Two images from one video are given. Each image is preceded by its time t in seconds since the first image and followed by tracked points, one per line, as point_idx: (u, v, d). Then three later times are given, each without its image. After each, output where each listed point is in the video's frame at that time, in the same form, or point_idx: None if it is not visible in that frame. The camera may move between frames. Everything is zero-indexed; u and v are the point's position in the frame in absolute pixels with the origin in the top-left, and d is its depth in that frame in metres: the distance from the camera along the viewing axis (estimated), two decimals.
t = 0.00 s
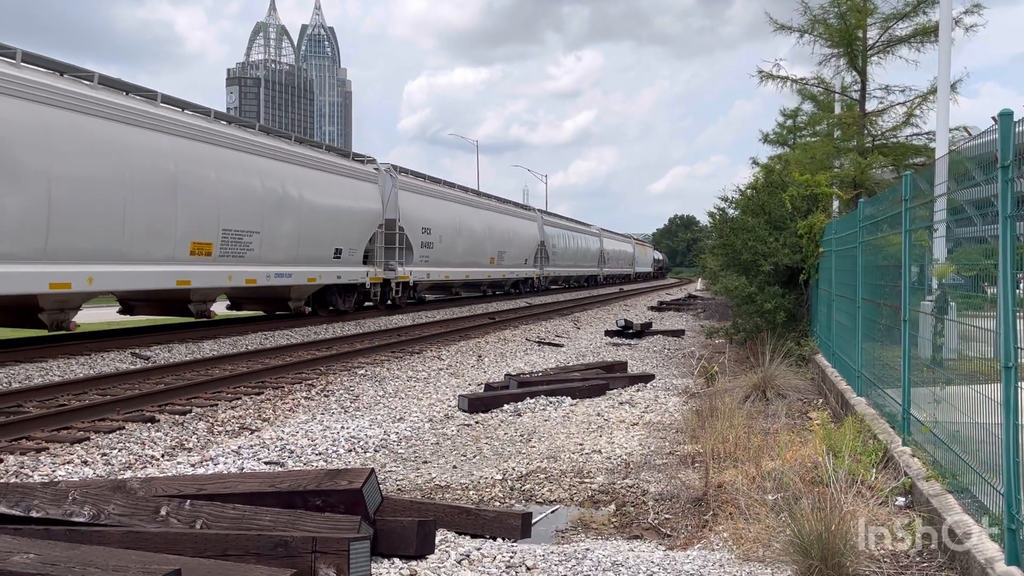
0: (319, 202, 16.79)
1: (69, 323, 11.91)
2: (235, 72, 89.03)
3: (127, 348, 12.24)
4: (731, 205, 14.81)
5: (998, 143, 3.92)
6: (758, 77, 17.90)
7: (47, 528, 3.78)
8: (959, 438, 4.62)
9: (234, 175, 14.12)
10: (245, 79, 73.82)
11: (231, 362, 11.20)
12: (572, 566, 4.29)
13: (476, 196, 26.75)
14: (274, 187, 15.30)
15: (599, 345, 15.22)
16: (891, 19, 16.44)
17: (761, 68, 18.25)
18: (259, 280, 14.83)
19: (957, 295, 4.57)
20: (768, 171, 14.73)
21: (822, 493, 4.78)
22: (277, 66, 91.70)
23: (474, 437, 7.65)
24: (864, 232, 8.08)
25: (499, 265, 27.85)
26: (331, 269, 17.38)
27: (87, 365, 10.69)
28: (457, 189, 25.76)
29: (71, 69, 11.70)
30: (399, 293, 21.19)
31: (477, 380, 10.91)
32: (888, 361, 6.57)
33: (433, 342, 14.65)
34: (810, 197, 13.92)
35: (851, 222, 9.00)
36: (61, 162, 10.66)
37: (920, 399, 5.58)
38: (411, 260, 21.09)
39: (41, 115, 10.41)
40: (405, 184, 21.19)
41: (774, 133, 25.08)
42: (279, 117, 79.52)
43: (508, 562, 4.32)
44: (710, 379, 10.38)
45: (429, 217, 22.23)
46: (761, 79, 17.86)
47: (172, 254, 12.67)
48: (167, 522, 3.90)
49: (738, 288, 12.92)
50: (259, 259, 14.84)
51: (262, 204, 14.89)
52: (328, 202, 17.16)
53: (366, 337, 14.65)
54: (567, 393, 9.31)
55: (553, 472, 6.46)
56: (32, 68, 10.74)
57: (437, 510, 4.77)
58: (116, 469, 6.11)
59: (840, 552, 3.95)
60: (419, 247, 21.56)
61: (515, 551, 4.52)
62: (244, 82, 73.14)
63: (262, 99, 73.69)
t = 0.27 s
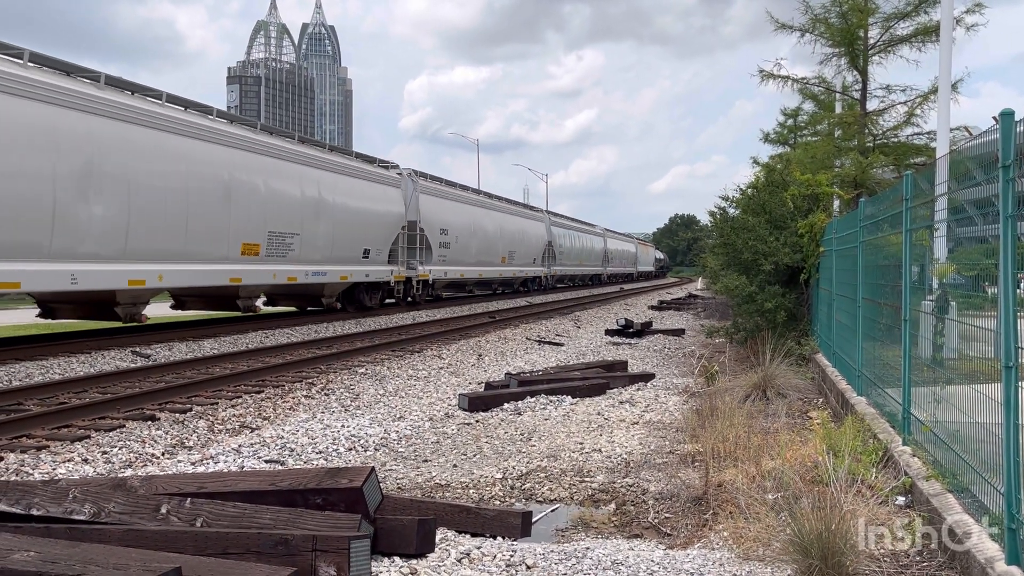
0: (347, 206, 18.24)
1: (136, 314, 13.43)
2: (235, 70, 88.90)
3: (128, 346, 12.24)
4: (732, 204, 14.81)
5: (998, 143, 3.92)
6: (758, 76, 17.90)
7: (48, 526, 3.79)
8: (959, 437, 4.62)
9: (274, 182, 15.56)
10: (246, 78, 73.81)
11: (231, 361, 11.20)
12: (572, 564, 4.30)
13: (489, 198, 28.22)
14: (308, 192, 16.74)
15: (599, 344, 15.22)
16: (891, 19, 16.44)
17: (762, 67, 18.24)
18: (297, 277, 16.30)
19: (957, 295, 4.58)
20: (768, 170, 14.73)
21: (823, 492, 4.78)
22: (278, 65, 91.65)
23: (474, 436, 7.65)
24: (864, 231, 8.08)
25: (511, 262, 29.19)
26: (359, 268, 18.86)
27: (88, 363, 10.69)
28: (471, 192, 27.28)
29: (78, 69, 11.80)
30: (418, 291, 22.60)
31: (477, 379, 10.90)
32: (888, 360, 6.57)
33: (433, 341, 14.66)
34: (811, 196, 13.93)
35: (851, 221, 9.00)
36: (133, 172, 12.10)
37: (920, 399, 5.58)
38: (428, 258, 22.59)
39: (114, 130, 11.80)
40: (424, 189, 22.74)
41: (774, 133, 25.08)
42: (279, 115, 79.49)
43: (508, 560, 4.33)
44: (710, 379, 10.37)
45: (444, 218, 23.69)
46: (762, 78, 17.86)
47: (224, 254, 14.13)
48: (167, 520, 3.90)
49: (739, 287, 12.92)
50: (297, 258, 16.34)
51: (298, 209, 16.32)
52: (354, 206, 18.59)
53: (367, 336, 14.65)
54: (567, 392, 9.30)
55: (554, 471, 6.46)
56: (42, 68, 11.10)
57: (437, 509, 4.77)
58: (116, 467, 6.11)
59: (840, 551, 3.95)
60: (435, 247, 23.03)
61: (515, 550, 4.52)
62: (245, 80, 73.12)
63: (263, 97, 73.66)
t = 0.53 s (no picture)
0: (377, 209, 19.37)
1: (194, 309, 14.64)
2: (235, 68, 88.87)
3: (127, 345, 12.24)
4: (731, 204, 14.81)
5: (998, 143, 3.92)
6: (758, 76, 17.91)
7: (47, 524, 3.79)
8: (958, 437, 4.62)
9: (314, 187, 16.71)
10: (246, 76, 73.79)
11: (230, 360, 11.20)
12: (570, 563, 4.30)
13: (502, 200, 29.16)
14: (344, 197, 17.88)
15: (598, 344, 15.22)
16: (891, 19, 16.44)
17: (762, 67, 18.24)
18: (333, 276, 17.46)
19: (956, 296, 4.57)
20: (768, 170, 14.73)
21: (822, 492, 4.78)
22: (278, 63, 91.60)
23: (474, 435, 7.65)
24: (864, 232, 8.09)
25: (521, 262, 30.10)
26: (385, 267, 19.86)
27: (87, 361, 10.69)
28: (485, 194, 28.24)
29: (83, 69, 11.86)
30: (436, 289, 23.53)
31: (477, 379, 10.90)
32: (887, 360, 6.58)
33: (432, 340, 14.67)
34: (810, 196, 13.94)
35: (851, 221, 9.00)
36: (197, 179, 13.33)
37: (919, 399, 5.59)
38: (445, 258, 23.54)
39: (182, 142, 13.07)
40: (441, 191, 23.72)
41: (774, 133, 25.09)
42: (279, 114, 79.46)
43: (507, 559, 4.33)
44: (709, 379, 10.37)
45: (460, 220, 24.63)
46: (762, 78, 17.87)
47: (270, 254, 15.29)
48: (166, 519, 3.90)
49: (738, 287, 12.92)
50: (333, 258, 17.49)
51: (335, 212, 17.42)
52: (383, 209, 19.68)
53: (366, 335, 14.66)
54: (566, 392, 9.30)
55: (553, 470, 6.46)
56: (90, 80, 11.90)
57: (436, 508, 4.77)
58: (116, 466, 6.11)
59: (838, 551, 3.95)
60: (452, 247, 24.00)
61: (514, 549, 4.53)
62: (245, 79, 73.07)
63: (262, 96, 73.62)
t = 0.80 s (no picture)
0: (402, 213, 20.67)
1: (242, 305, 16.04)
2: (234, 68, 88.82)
3: (126, 344, 12.22)
4: (730, 204, 14.82)
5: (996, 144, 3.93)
6: (758, 76, 17.91)
7: (45, 523, 3.79)
8: (956, 437, 4.63)
9: (346, 193, 18.01)
10: (244, 76, 73.74)
11: (229, 359, 11.19)
12: (569, 563, 4.30)
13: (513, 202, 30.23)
14: (372, 201, 19.19)
15: (598, 344, 15.20)
16: (891, 19, 16.45)
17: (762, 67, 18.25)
18: (361, 275, 18.74)
19: (955, 296, 4.57)
20: (767, 170, 14.74)
21: (821, 492, 4.78)
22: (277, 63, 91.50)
23: (473, 435, 7.64)
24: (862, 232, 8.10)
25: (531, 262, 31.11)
26: (407, 267, 21.10)
27: (85, 361, 10.68)
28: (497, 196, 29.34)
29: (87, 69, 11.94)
30: (451, 288, 24.59)
31: (476, 378, 10.89)
32: (886, 361, 6.58)
33: (431, 339, 14.67)
34: (809, 196, 13.95)
35: (850, 222, 9.01)
36: (246, 186, 14.69)
37: (918, 399, 5.59)
38: (460, 258, 24.65)
39: (232, 152, 14.44)
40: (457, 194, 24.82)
41: (773, 133, 25.11)
42: (278, 114, 79.49)
43: (505, 559, 4.33)
44: (708, 379, 10.38)
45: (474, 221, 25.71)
46: (762, 78, 17.88)
47: (308, 255, 16.60)
48: (164, 518, 3.90)
49: (737, 287, 12.92)
50: (364, 259, 18.85)
51: (363, 215, 18.69)
52: (407, 212, 20.97)
53: (365, 334, 14.65)
54: (565, 392, 9.30)
55: (551, 470, 6.46)
56: (120, 87, 12.42)
57: (435, 508, 4.77)
58: (114, 465, 6.11)
59: (836, 551, 3.95)
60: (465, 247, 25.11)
61: (513, 549, 4.52)
62: (244, 79, 73.03)
63: (261, 96, 73.54)
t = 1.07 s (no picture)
0: (420, 216, 21.82)
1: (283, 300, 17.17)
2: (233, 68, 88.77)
3: (124, 343, 12.20)
4: (729, 204, 14.82)
5: (995, 144, 3.93)
6: (757, 77, 17.92)
7: (43, 523, 3.79)
8: (954, 437, 4.63)
9: (370, 198, 19.17)
10: (243, 75, 73.70)
11: (227, 359, 11.18)
12: (568, 563, 4.30)
13: (522, 205, 31.31)
14: (393, 205, 20.33)
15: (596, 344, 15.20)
16: (890, 20, 16.46)
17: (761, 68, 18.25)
18: (384, 275, 19.90)
19: (954, 296, 4.57)
20: (766, 171, 14.75)
21: (819, 492, 4.78)
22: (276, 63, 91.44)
23: (471, 435, 7.64)
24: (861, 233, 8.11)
25: (536, 263, 32.14)
26: (425, 267, 22.23)
27: (84, 360, 10.68)
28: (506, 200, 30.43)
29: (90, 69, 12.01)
30: (464, 287, 25.65)
31: (474, 378, 10.89)
32: (884, 361, 6.59)
33: (430, 339, 14.67)
34: (808, 197, 13.95)
35: (848, 222, 9.03)
36: (284, 192, 15.79)
37: (916, 399, 5.59)
38: (472, 259, 25.70)
39: (274, 162, 15.62)
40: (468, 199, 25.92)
41: (772, 133, 25.13)
42: (277, 113, 79.48)
43: (504, 558, 4.33)
44: (707, 379, 10.39)
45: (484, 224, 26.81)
46: (761, 78, 17.89)
47: (338, 256, 17.79)
48: (163, 518, 3.89)
49: (736, 287, 12.93)
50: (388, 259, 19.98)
51: (387, 219, 19.87)
52: (426, 215, 22.14)
53: (363, 334, 14.65)
54: (564, 392, 9.30)
55: (550, 470, 6.46)
56: (182, 105, 13.61)
57: (433, 507, 4.77)
58: (112, 465, 6.10)
59: (835, 551, 3.95)
60: (477, 249, 26.21)
61: (512, 549, 4.52)
62: (242, 78, 72.99)
63: (260, 96, 73.47)
